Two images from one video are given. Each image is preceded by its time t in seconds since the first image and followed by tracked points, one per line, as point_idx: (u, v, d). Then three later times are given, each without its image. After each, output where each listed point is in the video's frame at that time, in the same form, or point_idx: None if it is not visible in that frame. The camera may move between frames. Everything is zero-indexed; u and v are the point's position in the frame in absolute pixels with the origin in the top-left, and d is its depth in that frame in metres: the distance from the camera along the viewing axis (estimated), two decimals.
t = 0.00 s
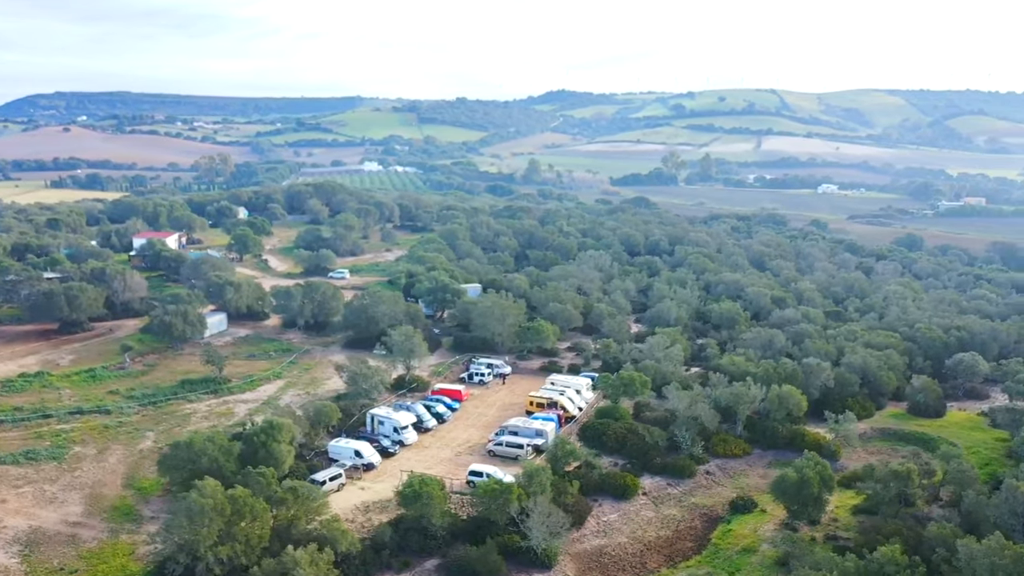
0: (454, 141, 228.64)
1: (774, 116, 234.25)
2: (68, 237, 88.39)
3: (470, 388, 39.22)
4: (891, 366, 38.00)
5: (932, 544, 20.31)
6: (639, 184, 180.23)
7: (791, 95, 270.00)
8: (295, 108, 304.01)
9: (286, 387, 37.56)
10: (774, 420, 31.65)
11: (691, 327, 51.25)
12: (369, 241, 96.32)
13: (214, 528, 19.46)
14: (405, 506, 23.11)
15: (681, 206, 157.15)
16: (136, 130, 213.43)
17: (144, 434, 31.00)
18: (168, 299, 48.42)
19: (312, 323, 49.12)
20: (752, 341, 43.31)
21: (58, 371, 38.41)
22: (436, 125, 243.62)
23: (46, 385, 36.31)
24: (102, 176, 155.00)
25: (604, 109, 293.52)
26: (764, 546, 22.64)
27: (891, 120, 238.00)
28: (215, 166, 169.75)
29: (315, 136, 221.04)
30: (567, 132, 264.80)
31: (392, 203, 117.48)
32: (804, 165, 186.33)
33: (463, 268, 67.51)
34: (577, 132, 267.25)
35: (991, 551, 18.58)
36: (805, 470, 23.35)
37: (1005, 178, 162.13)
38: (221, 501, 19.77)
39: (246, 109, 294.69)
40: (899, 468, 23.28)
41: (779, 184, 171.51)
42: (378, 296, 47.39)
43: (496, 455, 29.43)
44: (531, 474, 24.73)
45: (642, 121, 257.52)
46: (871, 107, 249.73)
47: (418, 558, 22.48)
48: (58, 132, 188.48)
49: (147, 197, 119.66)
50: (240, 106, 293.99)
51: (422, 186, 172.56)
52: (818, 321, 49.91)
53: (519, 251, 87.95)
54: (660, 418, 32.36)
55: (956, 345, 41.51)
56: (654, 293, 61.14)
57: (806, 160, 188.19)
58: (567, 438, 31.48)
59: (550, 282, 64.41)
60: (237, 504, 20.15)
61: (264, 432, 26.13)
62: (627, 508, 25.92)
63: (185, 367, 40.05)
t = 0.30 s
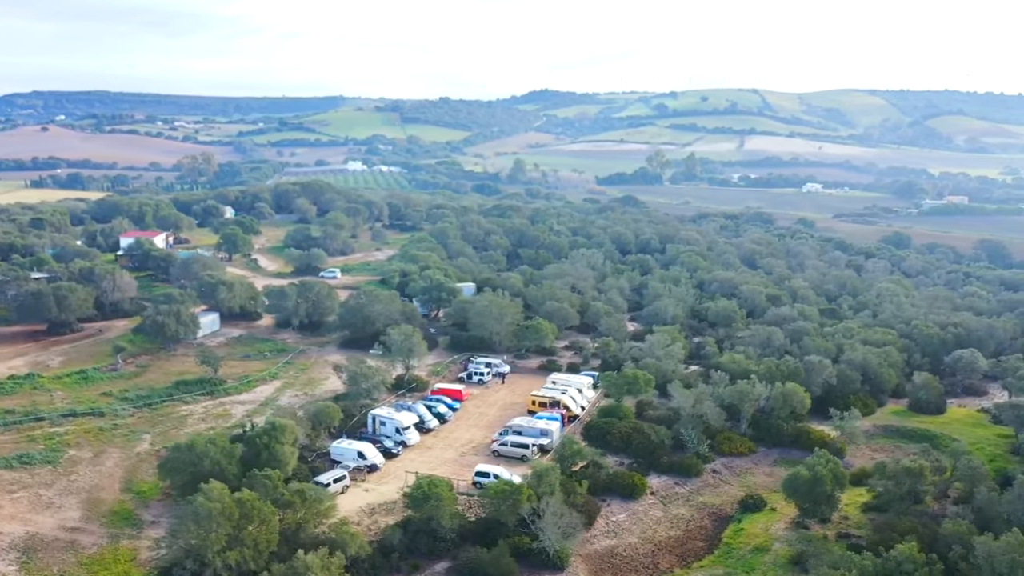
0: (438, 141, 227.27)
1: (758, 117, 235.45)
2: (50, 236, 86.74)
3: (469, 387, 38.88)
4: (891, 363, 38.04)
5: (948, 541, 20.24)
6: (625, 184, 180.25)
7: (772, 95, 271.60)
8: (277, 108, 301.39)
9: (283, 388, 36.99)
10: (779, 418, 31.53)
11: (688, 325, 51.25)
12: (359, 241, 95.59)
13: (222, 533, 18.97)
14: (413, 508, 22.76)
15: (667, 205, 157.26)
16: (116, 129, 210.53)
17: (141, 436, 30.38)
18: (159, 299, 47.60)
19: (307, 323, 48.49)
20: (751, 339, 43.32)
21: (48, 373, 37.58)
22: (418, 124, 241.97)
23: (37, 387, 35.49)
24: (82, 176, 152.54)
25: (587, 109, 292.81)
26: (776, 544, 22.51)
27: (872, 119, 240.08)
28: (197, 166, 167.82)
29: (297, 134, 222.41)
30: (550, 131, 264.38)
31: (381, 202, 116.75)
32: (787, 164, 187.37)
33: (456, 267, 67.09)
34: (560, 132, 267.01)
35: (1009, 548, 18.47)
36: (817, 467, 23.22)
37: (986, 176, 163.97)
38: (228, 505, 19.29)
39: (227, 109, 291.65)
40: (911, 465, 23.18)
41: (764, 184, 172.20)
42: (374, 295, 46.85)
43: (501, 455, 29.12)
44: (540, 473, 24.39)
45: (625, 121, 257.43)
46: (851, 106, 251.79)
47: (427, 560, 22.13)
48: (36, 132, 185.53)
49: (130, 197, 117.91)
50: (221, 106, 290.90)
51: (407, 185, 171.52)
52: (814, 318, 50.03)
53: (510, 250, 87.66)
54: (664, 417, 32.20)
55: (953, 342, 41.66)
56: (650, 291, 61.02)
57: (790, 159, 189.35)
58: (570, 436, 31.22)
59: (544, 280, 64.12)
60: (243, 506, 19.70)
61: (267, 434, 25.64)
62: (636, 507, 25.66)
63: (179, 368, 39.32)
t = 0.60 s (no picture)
0: (422, 141, 226.28)
1: (741, 117, 236.59)
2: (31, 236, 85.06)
3: (468, 387, 38.51)
4: (890, 361, 38.08)
5: (964, 539, 20.16)
6: (611, 183, 180.26)
7: (753, 95, 272.85)
8: (258, 107, 298.20)
9: (281, 389, 36.46)
10: (783, 416, 31.40)
11: (684, 324, 51.18)
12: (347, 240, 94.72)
13: (231, 538, 18.48)
14: (421, 509, 22.40)
15: (653, 204, 157.37)
16: (95, 129, 207.29)
17: (137, 439, 29.76)
18: (150, 299, 46.82)
19: (301, 323, 47.87)
20: (750, 337, 43.30)
21: (39, 375, 36.77)
22: (402, 123, 240.80)
23: (27, 390, 34.68)
24: (61, 176, 149.90)
25: (570, 109, 292.44)
26: (788, 544, 22.38)
27: (852, 119, 241.90)
28: (180, 166, 165.68)
29: (280, 135, 218.91)
30: (534, 131, 264.10)
31: (369, 201, 115.91)
32: (769, 164, 188.32)
33: (448, 266, 66.66)
34: (544, 131, 266.80)
35: None
36: (830, 466, 23.10)
37: (967, 175, 165.55)
38: (237, 509, 18.86)
39: (208, 109, 288.18)
40: (924, 463, 23.12)
41: (748, 183, 173.02)
42: (369, 294, 46.37)
43: (506, 455, 28.80)
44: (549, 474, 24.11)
45: (609, 121, 257.57)
46: (832, 106, 253.51)
47: (438, 564, 21.74)
48: (14, 132, 182.20)
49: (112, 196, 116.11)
50: (201, 105, 287.42)
51: (392, 185, 170.44)
52: (809, 316, 50.14)
53: (501, 250, 87.34)
54: (668, 416, 31.99)
55: (950, 339, 41.82)
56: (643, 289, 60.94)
57: (772, 159, 190.41)
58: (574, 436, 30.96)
59: (537, 279, 63.83)
60: (252, 511, 19.27)
61: (269, 437, 25.15)
62: (645, 508, 25.42)
63: (174, 369, 38.66)
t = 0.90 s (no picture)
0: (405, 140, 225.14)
1: (725, 117, 237.59)
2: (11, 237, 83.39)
3: (468, 387, 38.16)
4: (889, 358, 38.13)
5: (979, 536, 20.09)
6: (597, 182, 180.14)
7: (734, 95, 274.06)
8: (239, 107, 295.27)
9: (278, 390, 35.92)
10: (787, 415, 31.28)
11: (680, 323, 51.12)
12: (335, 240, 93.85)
13: (240, 544, 18.04)
14: (430, 512, 22.03)
15: (638, 203, 157.33)
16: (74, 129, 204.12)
17: (134, 443, 29.14)
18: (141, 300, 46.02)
19: (295, 323, 47.23)
20: (748, 336, 43.25)
21: (29, 377, 35.97)
22: (385, 123, 239.30)
23: (18, 392, 33.90)
24: (40, 176, 147.26)
25: (552, 109, 291.85)
26: (800, 544, 22.25)
27: (833, 119, 243.55)
28: (162, 166, 163.52)
29: (261, 134, 217.12)
30: (517, 131, 263.64)
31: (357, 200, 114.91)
32: (752, 163, 189.23)
33: (441, 265, 66.23)
34: (527, 131, 266.41)
35: None
36: (841, 464, 23.01)
37: (948, 174, 167.09)
38: (247, 514, 18.45)
39: (188, 108, 284.67)
40: (935, 461, 23.08)
41: (732, 182, 173.64)
42: (364, 294, 45.86)
43: (511, 456, 28.49)
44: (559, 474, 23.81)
45: (592, 120, 257.38)
46: (813, 106, 255.00)
47: (449, 567, 21.41)
48: None
49: (94, 196, 114.33)
50: (181, 104, 283.91)
51: (377, 184, 169.28)
52: (805, 314, 50.20)
53: (491, 249, 86.85)
54: (671, 415, 31.77)
55: (947, 336, 42.02)
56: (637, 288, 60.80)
57: (756, 159, 191.28)
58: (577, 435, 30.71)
59: (531, 277, 63.53)
60: (260, 515, 18.86)
61: (272, 439, 24.69)
62: (654, 508, 25.19)
63: (168, 371, 38.01)
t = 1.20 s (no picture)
0: (383, 139, 223.50)
1: (703, 116, 238.89)
2: None
3: (467, 387, 37.68)
4: (888, 355, 38.22)
5: (998, 532, 20.06)
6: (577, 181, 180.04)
7: (711, 95, 275.62)
8: (213, 106, 291.25)
9: (275, 392, 35.23)
10: (791, 412, 31.17)
11: (675, 321, 51.07)
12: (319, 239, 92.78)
13: (254, 551, 17.49)
14: (442, 515, 21.56)
15: (619, 202, 157.44)
16: (45, 128, 199.82)
17: (129, 447, 28.33)
18: (129, 300, 44.99)
19: (287, 324, 46.43)
20: (745, 333, 43.22)
21: (17, 380, 34.96)
22: (363, 122, 237.42)
23: (5, 396, 32.90)
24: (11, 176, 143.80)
25: (530, 109, 290.68)
26: (816, 542, 22.10)
27: (808, 119, 245.58)
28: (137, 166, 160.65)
29: (238, 134, 212.75)
30: (495, 130, 263.03)
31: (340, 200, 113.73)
32: (730, 163, 190.28)
33: (430, 264, 65.70)
34: (505, 131, 266.08)
35: None
36: (855, 461, 22.91)
37: (923, 173, 169.16)
38: (259, 520, 17.90)
39: (161, 107, 280.04)
40: (949, 457, 23.03)
41: (712, 181, 174.46)
42: (358, 293, 45.22)
43: (517, 456, 28.10)
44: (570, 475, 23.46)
45: (570, 120, 257.04)
46: (789, 105, 257.25)
47: (463, 572, 20.95)
48: None
49: (70, 197, 112.01)
50: (155, 104, 279.27)
51: (357, 184, 167.84)
52: (798, 311, 50.37)
53: (479, 248, 86.39)
54: (675, 414, 31.58)
55: (942, 333, 42.28)
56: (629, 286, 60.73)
57: (734, 158, 192.39)
58: (583, 434, 30.40)
59: (522, 275, 63.22)
60: (273, 521, 18.29)
61: (277, 442, 24.08)
62: (665, 508, 24.92)
63: (160, 373, 37.14)
